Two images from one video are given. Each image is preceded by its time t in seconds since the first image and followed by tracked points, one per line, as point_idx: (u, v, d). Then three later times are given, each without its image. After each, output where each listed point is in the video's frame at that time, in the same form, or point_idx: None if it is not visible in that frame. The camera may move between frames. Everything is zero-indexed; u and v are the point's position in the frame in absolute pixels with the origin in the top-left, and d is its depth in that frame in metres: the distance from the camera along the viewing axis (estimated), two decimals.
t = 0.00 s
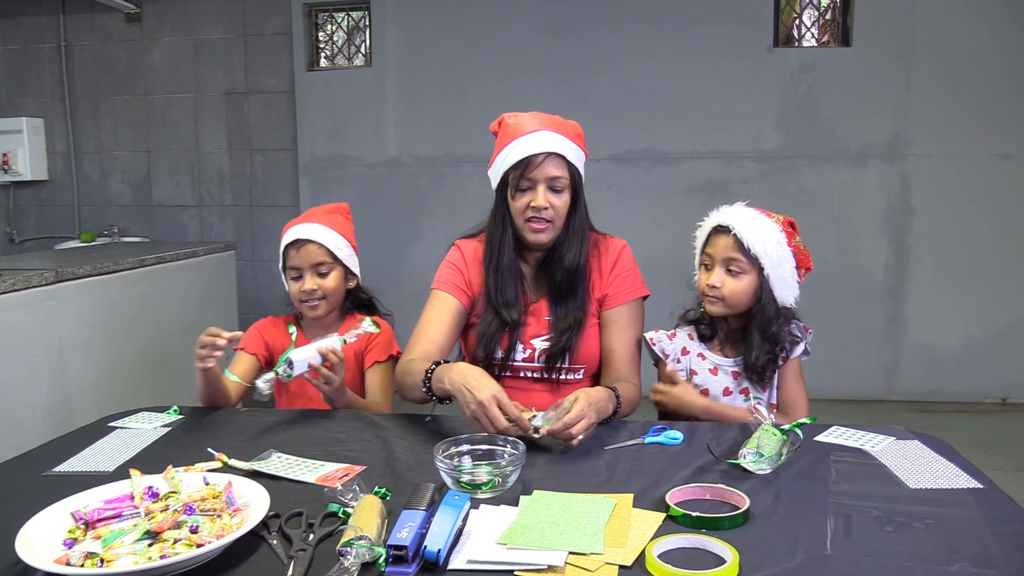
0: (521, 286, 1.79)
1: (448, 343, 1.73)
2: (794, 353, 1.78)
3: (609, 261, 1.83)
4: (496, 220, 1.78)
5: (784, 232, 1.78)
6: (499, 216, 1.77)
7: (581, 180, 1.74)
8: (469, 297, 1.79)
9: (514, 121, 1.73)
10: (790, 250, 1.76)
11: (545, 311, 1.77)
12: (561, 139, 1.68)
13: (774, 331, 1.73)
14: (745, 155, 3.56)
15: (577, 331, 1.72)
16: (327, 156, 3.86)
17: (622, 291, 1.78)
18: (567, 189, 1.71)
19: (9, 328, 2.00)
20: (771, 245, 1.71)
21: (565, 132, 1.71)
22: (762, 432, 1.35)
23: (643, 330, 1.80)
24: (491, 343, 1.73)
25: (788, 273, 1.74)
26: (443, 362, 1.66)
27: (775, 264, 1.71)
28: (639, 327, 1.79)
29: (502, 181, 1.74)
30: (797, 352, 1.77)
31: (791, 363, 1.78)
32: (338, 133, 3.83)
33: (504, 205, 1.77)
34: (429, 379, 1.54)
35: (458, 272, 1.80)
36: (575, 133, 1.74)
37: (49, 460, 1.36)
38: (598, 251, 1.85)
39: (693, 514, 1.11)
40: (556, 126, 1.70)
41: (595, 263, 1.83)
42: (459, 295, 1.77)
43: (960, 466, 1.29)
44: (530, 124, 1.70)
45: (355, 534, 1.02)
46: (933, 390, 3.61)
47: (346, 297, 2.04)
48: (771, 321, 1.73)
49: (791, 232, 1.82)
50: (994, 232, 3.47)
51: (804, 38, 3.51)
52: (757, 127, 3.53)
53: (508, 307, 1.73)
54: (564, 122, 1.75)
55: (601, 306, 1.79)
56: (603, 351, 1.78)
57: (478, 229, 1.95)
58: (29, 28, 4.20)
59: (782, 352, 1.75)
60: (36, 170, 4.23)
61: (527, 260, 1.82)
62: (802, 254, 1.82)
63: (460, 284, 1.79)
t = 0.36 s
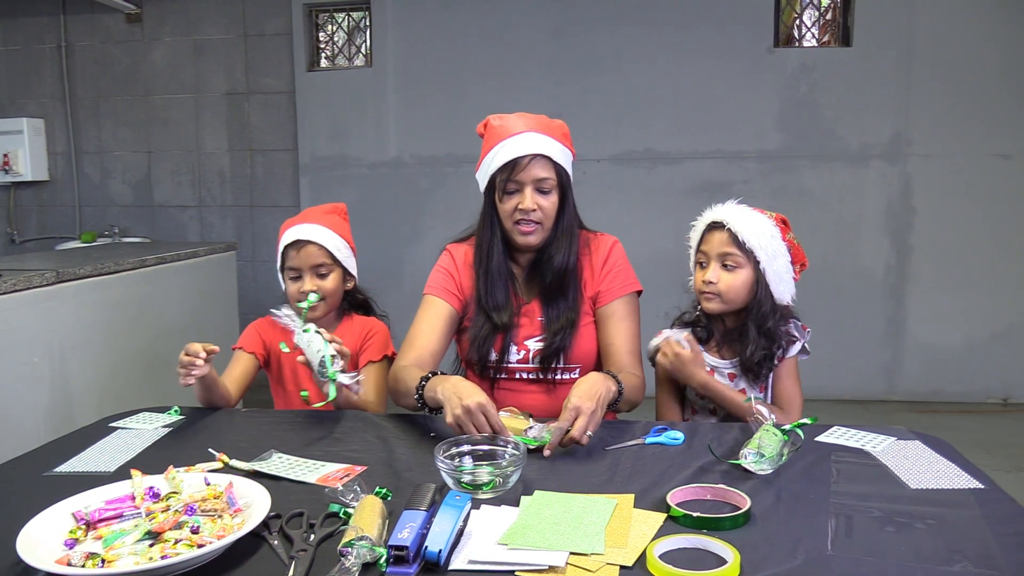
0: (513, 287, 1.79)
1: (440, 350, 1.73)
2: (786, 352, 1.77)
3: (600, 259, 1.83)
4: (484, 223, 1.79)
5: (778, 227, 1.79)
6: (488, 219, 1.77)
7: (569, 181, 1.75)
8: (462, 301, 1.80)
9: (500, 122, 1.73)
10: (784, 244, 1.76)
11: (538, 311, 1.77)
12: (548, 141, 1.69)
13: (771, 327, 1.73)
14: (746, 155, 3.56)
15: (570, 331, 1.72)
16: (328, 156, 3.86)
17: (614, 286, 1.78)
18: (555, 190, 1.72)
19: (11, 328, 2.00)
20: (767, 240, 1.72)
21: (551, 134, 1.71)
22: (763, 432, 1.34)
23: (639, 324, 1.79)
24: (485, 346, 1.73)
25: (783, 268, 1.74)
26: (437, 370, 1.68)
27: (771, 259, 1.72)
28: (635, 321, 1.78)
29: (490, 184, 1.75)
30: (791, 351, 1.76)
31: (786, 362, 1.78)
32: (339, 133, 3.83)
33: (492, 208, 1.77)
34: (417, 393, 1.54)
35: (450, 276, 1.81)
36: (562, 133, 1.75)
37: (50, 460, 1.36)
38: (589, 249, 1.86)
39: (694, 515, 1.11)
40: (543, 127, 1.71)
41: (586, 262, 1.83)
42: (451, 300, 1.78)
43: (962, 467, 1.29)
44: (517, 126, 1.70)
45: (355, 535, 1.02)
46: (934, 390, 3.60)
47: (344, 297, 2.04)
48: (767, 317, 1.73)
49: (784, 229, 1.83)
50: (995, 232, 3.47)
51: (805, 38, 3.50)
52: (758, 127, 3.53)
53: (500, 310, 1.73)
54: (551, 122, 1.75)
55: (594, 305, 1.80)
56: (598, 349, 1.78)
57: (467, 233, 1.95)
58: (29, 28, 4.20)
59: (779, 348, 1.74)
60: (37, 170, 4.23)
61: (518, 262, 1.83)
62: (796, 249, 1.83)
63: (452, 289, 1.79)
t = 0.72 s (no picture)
0: (510, 288, 1.79)
1: (440, 353, 1.74)
2: (790, 357, 1.77)
3: (596, 257, 1.83)
4: (480, 225, 1.79)
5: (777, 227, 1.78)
6: (483, 221, 1.77)
7: (564, 181, 1.75)
8: (461, 303, 1.80)
9: (494, 124, 1.73)
10: (784, 245, 1.75)
11: (535, 312, 1.77)
12: (542, 142, 1.69)
13: (770, 329, 1.72)
14: (748, 155, 3.56)
15: (568, 331, 1.72)
16: (330, 157, 3.86)
17: (611, 284, 1.78)
18: (549, 191, 1.72)
19: (13, 328, 2.00)
20: (765, 242, 1.71)
21: (545, 134, 1.71)
22: (765, 432, 1.35)
23: (638, 322, 1.78)
24: (483, 347, 1.74)
25: (782, 269, 1.74)
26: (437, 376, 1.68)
27: (770, 260, 1.71)
28: (634, 319, 1.78)
29: (484, 186, 1.75)
30: (794, 357, 1.76)
31: (789, 368, 1.78)
32: (340, 133, 3.83)
33: (487, 209, 1.77)
34: (427, 394, 1.53)
35: (448, 278, 1.81)
36: (556, 133, 1.75)
37: (52, 460, 1.36)
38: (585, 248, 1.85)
39: (696, 515, 1.11)
40: (537, 128, 1.71)
41: (583, 260, 1.82)
42: (450, 302, 1.78)
43: (964, 467, 1.29)
44: (511, 127, 1.70)
45: (356, 536, 1.02)
46: (936, 390, 3.60)
47: (346, 299, 2.03)
48: (766, 318, 1.73)
49: (785, 229, 1.82)
50: (997, 232, 3.47)
51: (807, 38, 3.50)
52: (760, 127, 3.53)
53: (496, 311, 1.73)
54: (545, 122, 1.75)
55: (591, 304, 1.79)
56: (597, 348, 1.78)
57: (465, 234, 1.95)
58: (32, 29, 4.20)
59: (778, 349, 1.73)
60: (39, 170, 4.23)
61: (515, 263, 1.83)
62: (796, 250, 1.83)
63: (451, 291, 1.79)
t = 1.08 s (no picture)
0: (509, 287, 1.79)
1: (441, 353, 1.73)
2: (796, 359, 1.79)
3: (594, 256, 1.82)
4: (479, 224, 1.80)
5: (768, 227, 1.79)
6: (482, 221, 1.78)
7: (563, 180, 1.75)
8: (460, 302, 1.80)
9: (493, 123, 1.73)
10: (775, 244, 1.76)
11: (534, 311, 1.77)
12: (540, 141, 1.69)
13: (765, 328, 1.72)
14: (748, 155, 3.56)
15: (565, 329, 1.72)
16: (330, 157, 3.86)
17: (607, 277, 1.78)
18: (548, 190, 1.72)
19: (13, 328, 2.00)
20: (757, 241, 1.72)
21: (544, 134, 1.71)
22: (765, 432, 1.35)
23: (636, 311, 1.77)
24: (482, 346, 1.74)
25: (774, 268, 1.75)
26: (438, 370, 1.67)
27: (762, 259, 1.72)
28: (631, 308, 1.76)
29: (483, 185, 1.75)
30: (801, 358, 1.78)
31: (796, 372, 1.80)
32: (340, 133, 3.83)
33: (485, 209, 1.78)
34: (430, 388, 1.54)
35: (448, 278, 1.81)
36: (555, 133, 1.75)
37: (52, 460, 1.36)
38: (584, 247, 1.86)
39: (696, 515, 1.11)
40: (535, 128, 1.71)
41: (582, 259, 1.82)
42: (450, 302, 1.78)
43: (964, 467, 1.29)
44: (510, 126, 1.70)
45: (356, 537, 1.02)
46: (936, 390, 3.60)
47: (352, 302, 2.02)
48: (760, 317, 1.73)
49: (776, 229, 1.84)
50: (997, 232, 3.47)
51: (807, 38, 3.50)
52: (760, 127, 3.53)
53: (495, 310, 1.73)
54: (543, 122, 1.75)
55: (590, 301, 1.79)
56: (592, 344, 1.78)
57: (465, 234, 1.95)
58: (32, 29, 4.20)
59: (773, 347, 1.73)
60: (39, 171, 4.24)
61: (514, 262, 1.83)
62: (789, 249, 1.84)
63: (450, 291, 1.80)
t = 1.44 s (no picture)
0: (507, 286, 1.79)
1: (443, 352, 1.74)
2: (807, 364, 1.80)
3: (591, 252, 1.82)
4: (475, 224, 1.80)
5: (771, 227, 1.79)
6: (478, 221, 1.78)
7: (558, 179, 1.75)
8: (459, 301, 1.80)
9: (488, 124, 1.73)
10: (778, 244, 1.76)
11: (532, 308, 1.77)
12: (535, 141, 1.69)
13: (770, 329, 1.72)
14: (749, 155, 3.56)
15: (564, 325, 1.72)
16: (330, 156, 3.86)
17: (604, 271, 1.78)
18: (543, 190, 1.72)
19: (13, 328, 2.00)
20: (761, 241, 1.72)
21: (540, 134, 1.71)
22: (765, 432, 1.35)
23: (635, 304, 1.78)
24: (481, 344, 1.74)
25: (779, 268, 1.75)
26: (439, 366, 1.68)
27: (766, 259, 1.72)
28: (629, 301, 1.77)
29: (478, 185, 1.76)
30: (811, 363, 1.79)
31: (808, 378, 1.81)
32: (340, 133, 3.83)
33: (482, 208, 1.78)
34: (428, 382, 1.54)
35: (447, 278, 1.81)
36: (550, 132, 1.75)
37: (52, 460, 1.36)
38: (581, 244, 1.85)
39: (696, 515, 1.11)
40: (531, 127, 1.71)
41: (579, 256, 1.82)
42: (450, 302, 1.79)
43: (964, 467, 1.29)
44: (506, 126, 1.70)
45: (357, 537, 1.02)
46: (936, 390, 3.60)
47: (353, 306, 2.02)
48: (765, 318, 1.73)
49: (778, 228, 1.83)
50: (996, 232, 3.47)
51: (807, 38, 3.50)
52: (760, 127, 3.53)
53: (493, 308, 1.73)
54: (539, 122, 1.75)
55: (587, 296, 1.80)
56: (593, 339, 1.78)
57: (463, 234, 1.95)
58: (32, 29, 4.20)
59: (780, 349, 1.74)
60: (39, 171, 4.24)
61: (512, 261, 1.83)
62: (792, 249, 1.84)
63: (449, 291, 1.80)
